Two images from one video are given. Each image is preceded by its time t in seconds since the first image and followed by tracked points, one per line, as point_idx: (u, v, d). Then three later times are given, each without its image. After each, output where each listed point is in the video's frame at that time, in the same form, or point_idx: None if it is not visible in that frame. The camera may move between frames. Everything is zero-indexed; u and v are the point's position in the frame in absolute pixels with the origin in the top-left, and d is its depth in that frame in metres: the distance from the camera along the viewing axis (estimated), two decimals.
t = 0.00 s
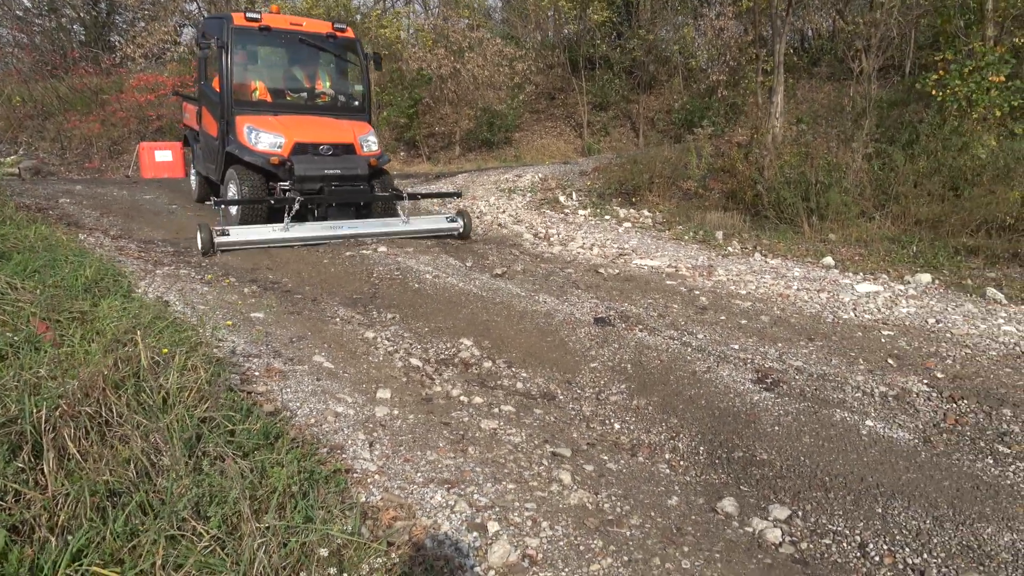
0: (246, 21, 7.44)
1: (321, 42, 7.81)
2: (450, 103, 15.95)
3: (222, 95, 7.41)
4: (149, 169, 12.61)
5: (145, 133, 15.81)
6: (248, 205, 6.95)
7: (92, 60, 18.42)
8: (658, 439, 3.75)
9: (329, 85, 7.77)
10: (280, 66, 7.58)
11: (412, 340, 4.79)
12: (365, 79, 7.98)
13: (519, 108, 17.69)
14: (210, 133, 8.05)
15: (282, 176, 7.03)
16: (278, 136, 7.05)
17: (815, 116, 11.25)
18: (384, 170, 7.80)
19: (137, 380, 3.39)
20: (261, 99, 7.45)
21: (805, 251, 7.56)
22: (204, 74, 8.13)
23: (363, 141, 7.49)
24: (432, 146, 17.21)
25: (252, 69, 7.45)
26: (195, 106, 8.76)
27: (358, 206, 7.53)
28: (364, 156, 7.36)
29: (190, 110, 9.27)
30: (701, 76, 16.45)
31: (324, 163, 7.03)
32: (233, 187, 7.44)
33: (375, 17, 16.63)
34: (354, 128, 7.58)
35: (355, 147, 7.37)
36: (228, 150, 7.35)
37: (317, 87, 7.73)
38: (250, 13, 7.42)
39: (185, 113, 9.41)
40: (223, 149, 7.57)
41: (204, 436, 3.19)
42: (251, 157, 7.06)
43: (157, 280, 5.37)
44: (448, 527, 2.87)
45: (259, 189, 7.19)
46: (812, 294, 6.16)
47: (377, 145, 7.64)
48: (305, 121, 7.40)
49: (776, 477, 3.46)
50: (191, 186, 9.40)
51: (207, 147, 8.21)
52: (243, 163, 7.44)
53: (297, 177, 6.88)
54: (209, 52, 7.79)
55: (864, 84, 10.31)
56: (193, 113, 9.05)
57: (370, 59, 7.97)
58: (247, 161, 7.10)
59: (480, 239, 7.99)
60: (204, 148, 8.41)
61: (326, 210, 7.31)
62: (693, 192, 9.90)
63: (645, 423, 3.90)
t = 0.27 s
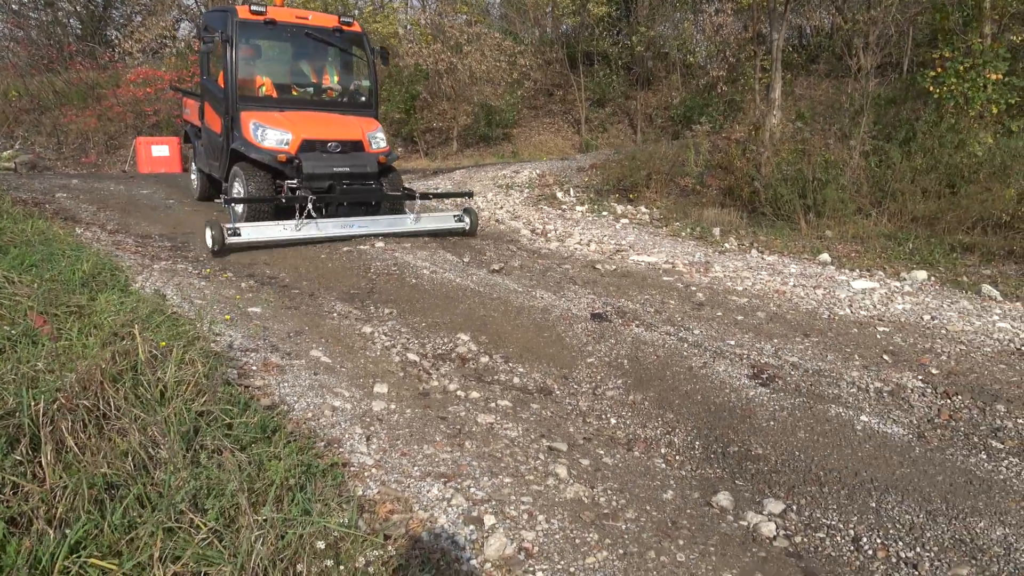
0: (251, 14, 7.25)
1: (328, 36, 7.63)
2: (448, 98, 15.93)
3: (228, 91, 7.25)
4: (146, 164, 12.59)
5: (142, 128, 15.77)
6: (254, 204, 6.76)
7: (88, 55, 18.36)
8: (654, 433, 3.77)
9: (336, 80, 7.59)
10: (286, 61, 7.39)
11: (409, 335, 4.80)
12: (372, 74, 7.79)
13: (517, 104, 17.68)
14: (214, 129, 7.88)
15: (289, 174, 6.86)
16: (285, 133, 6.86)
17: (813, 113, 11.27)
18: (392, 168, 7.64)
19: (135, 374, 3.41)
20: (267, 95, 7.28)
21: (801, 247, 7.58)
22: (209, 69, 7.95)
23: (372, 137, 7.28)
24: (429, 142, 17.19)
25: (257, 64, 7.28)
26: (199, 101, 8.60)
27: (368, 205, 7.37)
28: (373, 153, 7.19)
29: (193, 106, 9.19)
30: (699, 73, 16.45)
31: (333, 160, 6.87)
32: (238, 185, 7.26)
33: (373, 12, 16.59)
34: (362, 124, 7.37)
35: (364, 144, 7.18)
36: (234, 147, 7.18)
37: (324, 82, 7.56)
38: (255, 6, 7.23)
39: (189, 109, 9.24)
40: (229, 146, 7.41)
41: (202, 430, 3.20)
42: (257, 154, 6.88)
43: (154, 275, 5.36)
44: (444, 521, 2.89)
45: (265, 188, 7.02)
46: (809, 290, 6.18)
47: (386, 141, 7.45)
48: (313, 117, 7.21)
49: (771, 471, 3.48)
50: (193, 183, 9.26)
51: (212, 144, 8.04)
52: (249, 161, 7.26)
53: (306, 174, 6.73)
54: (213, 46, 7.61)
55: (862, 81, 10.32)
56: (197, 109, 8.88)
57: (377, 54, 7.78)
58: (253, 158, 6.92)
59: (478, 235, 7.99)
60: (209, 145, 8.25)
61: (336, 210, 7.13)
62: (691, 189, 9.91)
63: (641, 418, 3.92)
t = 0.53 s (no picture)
0: (246, 10, 7.15)
1: (323, 32, 7.56)
2: (438, 96, 15.90)
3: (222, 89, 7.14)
4: (133, 161, 12.51)
5: (129, 125, 15.66)
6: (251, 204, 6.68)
7: (75, 50, 18.20)
8: (642, 430, 3.79)
9: (332, 77, 7.54)
10: (281, 58, 7.32)
11: (398, 333, 4.80)
12: (369, 71, 7.75)
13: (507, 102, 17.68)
14: (208, 128, 7.78)
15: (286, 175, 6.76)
16: (282, 132, 6.78)
17: (801, 111, 11.33)
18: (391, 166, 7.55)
19: (123, 372, 3.39)
20: (263, 92, 7.20)
21: (789, 246, 7.62)
22: (201, 66, 7.85)
23: (370, 136, 7.20)
24: (419, 139, 17.16)
25: (252, 62, 7.19)
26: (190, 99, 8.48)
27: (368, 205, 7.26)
28: (373, 152, 7.10)
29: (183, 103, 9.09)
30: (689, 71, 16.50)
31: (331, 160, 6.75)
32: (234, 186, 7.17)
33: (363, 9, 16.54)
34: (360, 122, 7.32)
35: (363, 142, 7.10)
36: (229, 146, 7.10)
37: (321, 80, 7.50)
38: (250, 1, 7.13)
39: (180, 107, 9.13)
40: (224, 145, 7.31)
41: (190, 428, 3.20)
42: (253, 154, 6.78)
43: (141, 272, 5.33)
44: (433, 518, 2.89)
45: (261, 188, 6.92)
46: (797, 288, 6.22)
47: (384, 140, 7.38)
48: (309, 115, 7.14)
49: (758, 468, 3.50)
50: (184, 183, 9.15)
51: (205, 143, 7.94)
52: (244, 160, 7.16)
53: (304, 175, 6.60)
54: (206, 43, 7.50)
55: (850, 80, 10.38)
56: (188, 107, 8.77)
57: (375, 50, 7.74)
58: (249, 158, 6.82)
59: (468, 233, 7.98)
60: (202, 144, 8.15)
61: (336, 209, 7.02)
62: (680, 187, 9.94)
63: (630, 415, 3.94)
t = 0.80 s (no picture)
0: (240, 9, 7.09)
1: (319, 31, 7.51)
2: (427, 97, 15.88)
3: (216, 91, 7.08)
4: (120, 162, 12.43)
5: (116, 126, 15.54)
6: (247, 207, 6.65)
7: (60, 50, 18.05)
8: (632, 430, 3.80)
9: (328, 77, 7.50)
10: (277, 57, 7.26)
11: (388, 334, 4.79)
12: (365, 72, 7.71)
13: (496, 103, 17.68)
14: (201, 130, 7.71)
15: (283, 178, 6.70)
16: (278, 135, 6.74)
17: (789, 112, 11.40)
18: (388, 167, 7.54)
19: (110, 374, 3.37)
20: (258, 94, 7.15)
21: (777, 246, 7.67)
22: (194, 67, 7.78)
23: (368, 138, 7.17)
24: (408, 140, 17.14)
25: (247, 62, 7.14)
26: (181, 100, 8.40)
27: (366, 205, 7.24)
28: (371, 155, 7.07)
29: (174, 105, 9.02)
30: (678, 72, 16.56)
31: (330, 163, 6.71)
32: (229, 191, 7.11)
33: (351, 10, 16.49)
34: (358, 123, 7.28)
35: (361, 145, 7.06)
36: (224, 149, 7.05)
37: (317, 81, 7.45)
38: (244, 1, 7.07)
39: (171, 108, 9.04)
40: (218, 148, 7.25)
41: (178, 430, 3.18)
42: (249, 158, 6.73)
43: (129, 274, 5.30)
44: (423, 519, 2.89)
45: (257, 192, 6.88)
46: (784, 288, 6.26)
47: (382, 142, 7.34)
48: (306, 117, 7.10)
49: (746, 467, 3.52)
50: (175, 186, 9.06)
51: (198, 145, 7.87)
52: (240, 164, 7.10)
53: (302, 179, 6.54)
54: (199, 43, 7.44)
55: (837, 81, 10.46)
56: (180, 108, 8.69)
57: (371, 50, 7.70)
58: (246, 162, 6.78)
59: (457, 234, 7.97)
60: (195, 147, 8.08)
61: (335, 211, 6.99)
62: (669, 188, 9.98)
63: (620, 415, 3.95)
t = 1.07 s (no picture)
0: (247, 9, 7.02)
1: (326, 31, 7.46)
2: (425, 99, 15.88)
3: (222, 92, 7.00)
4: (117, 163, 12.40)
5: (113, 128, 15.52)
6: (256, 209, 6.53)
7: (57, 51, 18.02)
8: (630, 432, 3.81)
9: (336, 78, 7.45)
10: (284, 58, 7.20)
11: (386, 335, 4.79)
12: (372, 73, 7.67)
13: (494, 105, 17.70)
14: (206, 132, 7.63)
15: (292, 182, 6.66)
16: (287, 137, 6.68)
17: (786, 115, 11.43)
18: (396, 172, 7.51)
19: (108, 375, 3.37)
20: (265, 95, 7.08)
21: (774, 249, 7.69)
22: (198, 68, 7.70)
23: (378, 140, 7.13)
24: (406, 142, 17.14)
25: (253, 63, 7.07)
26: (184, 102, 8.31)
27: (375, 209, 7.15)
28: (381, 158, 7.05)
29: (175, 107, 8.94)
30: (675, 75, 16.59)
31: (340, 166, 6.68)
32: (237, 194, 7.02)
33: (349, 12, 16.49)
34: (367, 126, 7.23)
35: (370, 148, 7.04)
36: (231, 151, 6.97)
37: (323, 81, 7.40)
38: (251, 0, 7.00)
39: (173, 110, 8.95)
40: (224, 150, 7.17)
41: (177, 431, 3.18)
42: (258, 160, 6.66)
43: (127, 275, 5.30)
44: (422, 521, 2.89)
45: (265, 195, 6.78)
46: (782, 290, 6.28)
47: (391, 145, 7.31)
48: (313, 119, 7.04)
49: (745, 469, 3.53)
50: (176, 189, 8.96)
51: (202, 147, 7.78)
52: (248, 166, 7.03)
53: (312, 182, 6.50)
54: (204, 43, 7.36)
55: (834, 84, 10.49)
56: (182, 110, 8.61)
57: (378, 51, 7.66)
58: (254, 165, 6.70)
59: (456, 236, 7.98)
60: (198, 149, 7.99)
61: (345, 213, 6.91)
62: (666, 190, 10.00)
63: (618, 417, 3.95)
